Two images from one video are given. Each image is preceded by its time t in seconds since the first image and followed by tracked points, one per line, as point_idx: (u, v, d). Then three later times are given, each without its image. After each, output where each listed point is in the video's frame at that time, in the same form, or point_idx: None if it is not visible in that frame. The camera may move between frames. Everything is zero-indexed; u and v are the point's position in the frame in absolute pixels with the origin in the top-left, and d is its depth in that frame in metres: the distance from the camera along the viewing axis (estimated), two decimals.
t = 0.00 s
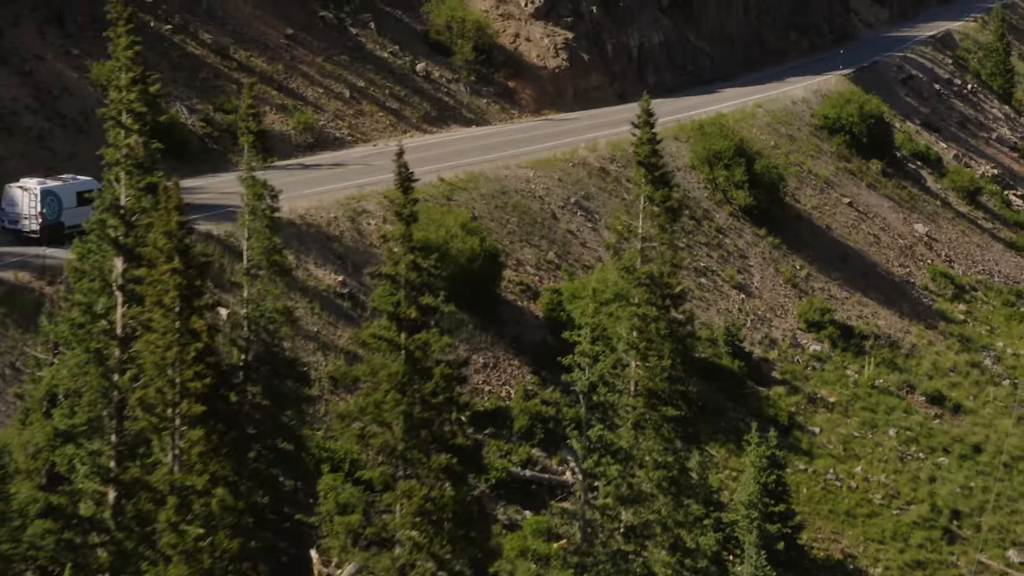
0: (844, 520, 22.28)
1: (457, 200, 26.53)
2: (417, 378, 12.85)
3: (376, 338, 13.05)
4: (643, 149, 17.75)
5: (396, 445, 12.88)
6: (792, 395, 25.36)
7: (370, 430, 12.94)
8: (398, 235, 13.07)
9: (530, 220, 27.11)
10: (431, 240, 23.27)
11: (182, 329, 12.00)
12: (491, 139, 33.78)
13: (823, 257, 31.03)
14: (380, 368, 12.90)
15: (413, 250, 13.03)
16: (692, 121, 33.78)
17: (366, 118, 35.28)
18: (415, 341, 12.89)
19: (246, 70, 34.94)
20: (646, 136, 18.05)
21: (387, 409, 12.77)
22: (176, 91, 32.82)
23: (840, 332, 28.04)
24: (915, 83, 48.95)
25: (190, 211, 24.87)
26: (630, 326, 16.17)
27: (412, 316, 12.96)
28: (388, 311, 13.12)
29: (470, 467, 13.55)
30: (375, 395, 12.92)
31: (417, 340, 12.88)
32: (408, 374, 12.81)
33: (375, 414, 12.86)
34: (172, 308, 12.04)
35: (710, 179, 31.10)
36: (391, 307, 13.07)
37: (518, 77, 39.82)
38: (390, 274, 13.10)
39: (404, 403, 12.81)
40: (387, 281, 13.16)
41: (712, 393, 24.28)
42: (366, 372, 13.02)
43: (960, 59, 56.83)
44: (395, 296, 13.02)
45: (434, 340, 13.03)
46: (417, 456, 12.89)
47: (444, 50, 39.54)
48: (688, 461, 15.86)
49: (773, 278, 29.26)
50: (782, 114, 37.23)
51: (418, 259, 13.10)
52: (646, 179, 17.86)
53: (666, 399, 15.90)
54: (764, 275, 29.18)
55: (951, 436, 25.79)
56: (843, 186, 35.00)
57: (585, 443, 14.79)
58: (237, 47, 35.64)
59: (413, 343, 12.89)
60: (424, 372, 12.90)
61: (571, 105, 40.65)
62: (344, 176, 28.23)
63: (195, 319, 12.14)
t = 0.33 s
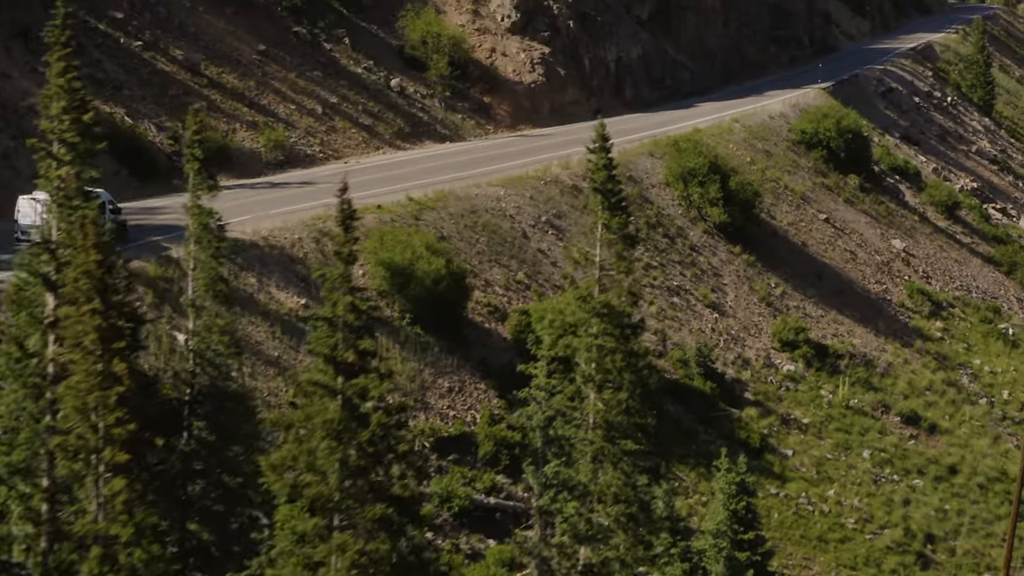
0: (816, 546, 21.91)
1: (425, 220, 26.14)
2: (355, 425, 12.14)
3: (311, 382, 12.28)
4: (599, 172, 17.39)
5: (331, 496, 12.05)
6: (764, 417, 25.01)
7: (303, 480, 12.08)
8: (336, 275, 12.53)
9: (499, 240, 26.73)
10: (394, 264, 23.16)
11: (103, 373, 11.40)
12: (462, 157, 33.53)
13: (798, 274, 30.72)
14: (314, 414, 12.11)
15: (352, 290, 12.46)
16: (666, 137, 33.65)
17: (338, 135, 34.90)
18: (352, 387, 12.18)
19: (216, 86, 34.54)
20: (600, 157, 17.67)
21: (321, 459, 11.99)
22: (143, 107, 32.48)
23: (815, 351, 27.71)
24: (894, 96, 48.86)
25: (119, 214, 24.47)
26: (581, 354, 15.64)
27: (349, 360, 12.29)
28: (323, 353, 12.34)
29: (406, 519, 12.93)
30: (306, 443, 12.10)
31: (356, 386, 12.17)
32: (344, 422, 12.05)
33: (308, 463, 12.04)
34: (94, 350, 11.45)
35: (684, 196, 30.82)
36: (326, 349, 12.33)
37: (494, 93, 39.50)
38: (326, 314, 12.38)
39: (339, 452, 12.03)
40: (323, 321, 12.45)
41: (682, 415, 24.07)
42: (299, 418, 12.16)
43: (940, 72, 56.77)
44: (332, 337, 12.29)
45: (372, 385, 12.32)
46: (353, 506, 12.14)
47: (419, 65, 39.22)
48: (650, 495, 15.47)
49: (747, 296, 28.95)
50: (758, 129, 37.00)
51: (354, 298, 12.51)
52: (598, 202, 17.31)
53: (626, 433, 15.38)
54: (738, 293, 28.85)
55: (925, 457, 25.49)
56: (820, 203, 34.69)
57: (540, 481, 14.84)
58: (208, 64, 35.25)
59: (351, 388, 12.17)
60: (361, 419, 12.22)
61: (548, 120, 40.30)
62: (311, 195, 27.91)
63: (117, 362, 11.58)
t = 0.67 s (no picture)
0: (784, 572, 21.46)
1: (390, 240, 25.78)
2: (276, 475, 12.49)
3: (231, 431, 12.63)
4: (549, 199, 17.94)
5: (251, 549, 12.38)
6: (733, 439, 24.67)
7: (221, 531, 12.42)
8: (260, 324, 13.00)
9: (465, 260, 26.35)
10: (355, 286, 22.83)
11: (12, 419, 11.91)
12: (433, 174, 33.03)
13: (770, 292, 30.37)
14: (234, 464, 12.42)
15: (274, 337, 12.86)
16: (639, 153, 33.34)
17: (308, 151, 34.53)
18: (273, 435, 12.57)
19: (185, 103, 34.14)
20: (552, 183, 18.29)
21: (239, 510, 12.30)
22: (109, 125, 32.01)
23: (786, 371, 27.33)
24: (873, 109, 48.73)
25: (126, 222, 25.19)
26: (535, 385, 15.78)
27: (271, 408, 12.68)
28: (244, 401, 12.74)
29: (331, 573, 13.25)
30: (226, 495, 12.43)
31: (276, 434, 12.55)
32: (264, 472, 12.40)
33: (228, 516, 12.37)
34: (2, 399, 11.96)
35: (656, 214, 30.54)
36: (248, 395, 12.75)
37: (467, 108, 39.17)
38: (247, 359, 12.82)
39: (259, 504, 12.36)
40: (244, 369, 12.87)
41: (648, 437, 23.79)
42: (219, 467, 12.48)
43: (918, 85, 56.72)
44: (252, 384, 12.71)
45: (292, 434, 12.70)
46: (273, 559, 12.50)
47: (392, 80, 38.84)
48: (604, 530, 15.07)
49: (718, 315, 28.61)
50: (733, 144, 36.74)
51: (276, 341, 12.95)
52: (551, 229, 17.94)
53: (579, 468, 15.05)
54: (709, 312, 28.51)
55: (897, 479, 25.16)
56: (795, 219, 34.37)
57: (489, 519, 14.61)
58: (176, 80, 34.80)
59: (271, 436, 12.56)
60: (282, 469, 12.61)
61: (522, 135, 39.98)
62: (276, 215, 27.40)
63: (25, 408, 12.01)
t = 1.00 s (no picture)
0: None
1: (351, 261, 25.39)
2: (178, 530, 12.29)
3: (131, 482, 12.27)
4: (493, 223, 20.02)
5: None
6: (699, 461, 24.31)
7: None
8: (163, 373, 12.88)
9: (428, 280, 25.98)
10: (311, 309, 22.32)
11: None
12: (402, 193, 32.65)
13: (740, 310, 30.01)
14: (135, 519, 12.11)
15: (176, 386, 12.81)
16: (608, 170, 33.03)
17: (274, 168, 34.13)
18: (177, 487, 12.47)
19: (150, 120, 33.71)
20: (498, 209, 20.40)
21: (138, 565, 11.90)
22: (73, 143, 31.39)
23: (755, 391, 26.99)
24: (849, 123, 48.57)
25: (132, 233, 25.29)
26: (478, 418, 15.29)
27: (174, 460, 12.60)
28: (147, 451, 12.58)
29: None
30: (125, 550, 12.04)
31: (179, 486, 12.45)
32: (166, 527, 12.15)
33: (127, 572, 11.93)
34: None
35: (625, 232, 30.22)
36: (151, 446, 12.61)
37: (438, 124, 38.85)
38: (149, 409, 12.73)
39: (161, 561, 12.00)
40: (145, 420, 12.72)
41: (612, 461, 23.41)
42: (120, 522, 12.12)
43: (897, 98, 56.66)
44: (156, 434, 12.60)
45: (196, 487, 12.58)
46: None
47: (363, 96, 38.50)
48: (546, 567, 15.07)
49: (686, 334, 28.25)
50: (706, 160, 36.44)
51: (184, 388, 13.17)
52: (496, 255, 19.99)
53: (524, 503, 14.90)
54: (677, 332, 28.16)
55: (865, 501, 24.81)
56: (767, 235, 34.06)
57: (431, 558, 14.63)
58: (142, 97, 34.37)
59: (175, 487, 12.45)
60: (187, 523, 12.52)
61: (494, 151, 39.64)
62: (236, 235, 27.03)
63: None
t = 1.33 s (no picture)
0: None
1: (309, 281, 25.00)
2: None
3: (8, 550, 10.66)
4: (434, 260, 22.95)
5: None
6: (661, 484, 23.96)
7: None
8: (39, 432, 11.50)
9: (388, 301, 25.61)
10: (263, 333, 22.06)
11: None
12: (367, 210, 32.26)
13: (708, 328, 29.69)
14: None
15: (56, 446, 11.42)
16: (576, 186, 32.72)
17: (239, 187, 33.71)
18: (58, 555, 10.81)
19: (114, 137, 33.25)
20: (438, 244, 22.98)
21: None
22: (34, 162, 31.02)
23: (721, 412, 26.66)
24: (825, 136, 48.38)
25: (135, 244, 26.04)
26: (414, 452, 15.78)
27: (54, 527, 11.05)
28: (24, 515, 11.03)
29: None
30: None
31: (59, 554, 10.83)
32: None
33: None
34: None
35: (592, 250, 29.88)
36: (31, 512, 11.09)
37: (408, 139, 38.54)
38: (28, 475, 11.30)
39: None
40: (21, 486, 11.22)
41: (572, 485, 23.04)
42: None
43: (874, 110, 56.58)
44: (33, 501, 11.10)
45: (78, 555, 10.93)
46: None
47: (332, 112, 38.15)
48: None
49: (652, 353, 27.90)
50: (676, 176, 36.17)
51: (62, 440, 12.54)
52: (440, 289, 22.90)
53: (461, 541, 14.73)
54: (643, 351, 27.81)
55: (830, 523, 24.46)
56: (738, 251, 33.78)
57: None
58: (106, 114, 33.85)
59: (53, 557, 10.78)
60: None
61: (464, 167, 39.33)
62: (194, 256, 26.66)
63: None
